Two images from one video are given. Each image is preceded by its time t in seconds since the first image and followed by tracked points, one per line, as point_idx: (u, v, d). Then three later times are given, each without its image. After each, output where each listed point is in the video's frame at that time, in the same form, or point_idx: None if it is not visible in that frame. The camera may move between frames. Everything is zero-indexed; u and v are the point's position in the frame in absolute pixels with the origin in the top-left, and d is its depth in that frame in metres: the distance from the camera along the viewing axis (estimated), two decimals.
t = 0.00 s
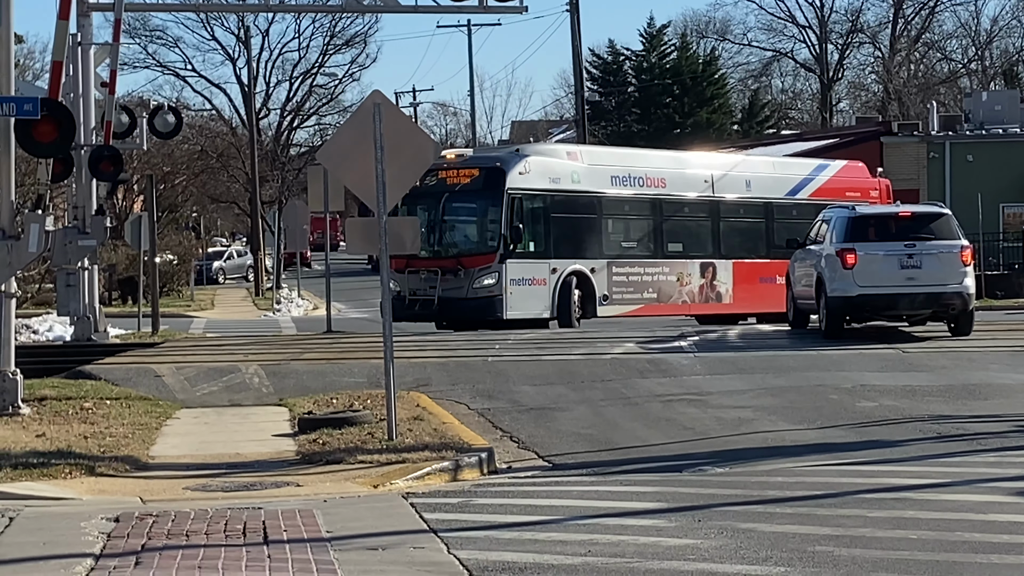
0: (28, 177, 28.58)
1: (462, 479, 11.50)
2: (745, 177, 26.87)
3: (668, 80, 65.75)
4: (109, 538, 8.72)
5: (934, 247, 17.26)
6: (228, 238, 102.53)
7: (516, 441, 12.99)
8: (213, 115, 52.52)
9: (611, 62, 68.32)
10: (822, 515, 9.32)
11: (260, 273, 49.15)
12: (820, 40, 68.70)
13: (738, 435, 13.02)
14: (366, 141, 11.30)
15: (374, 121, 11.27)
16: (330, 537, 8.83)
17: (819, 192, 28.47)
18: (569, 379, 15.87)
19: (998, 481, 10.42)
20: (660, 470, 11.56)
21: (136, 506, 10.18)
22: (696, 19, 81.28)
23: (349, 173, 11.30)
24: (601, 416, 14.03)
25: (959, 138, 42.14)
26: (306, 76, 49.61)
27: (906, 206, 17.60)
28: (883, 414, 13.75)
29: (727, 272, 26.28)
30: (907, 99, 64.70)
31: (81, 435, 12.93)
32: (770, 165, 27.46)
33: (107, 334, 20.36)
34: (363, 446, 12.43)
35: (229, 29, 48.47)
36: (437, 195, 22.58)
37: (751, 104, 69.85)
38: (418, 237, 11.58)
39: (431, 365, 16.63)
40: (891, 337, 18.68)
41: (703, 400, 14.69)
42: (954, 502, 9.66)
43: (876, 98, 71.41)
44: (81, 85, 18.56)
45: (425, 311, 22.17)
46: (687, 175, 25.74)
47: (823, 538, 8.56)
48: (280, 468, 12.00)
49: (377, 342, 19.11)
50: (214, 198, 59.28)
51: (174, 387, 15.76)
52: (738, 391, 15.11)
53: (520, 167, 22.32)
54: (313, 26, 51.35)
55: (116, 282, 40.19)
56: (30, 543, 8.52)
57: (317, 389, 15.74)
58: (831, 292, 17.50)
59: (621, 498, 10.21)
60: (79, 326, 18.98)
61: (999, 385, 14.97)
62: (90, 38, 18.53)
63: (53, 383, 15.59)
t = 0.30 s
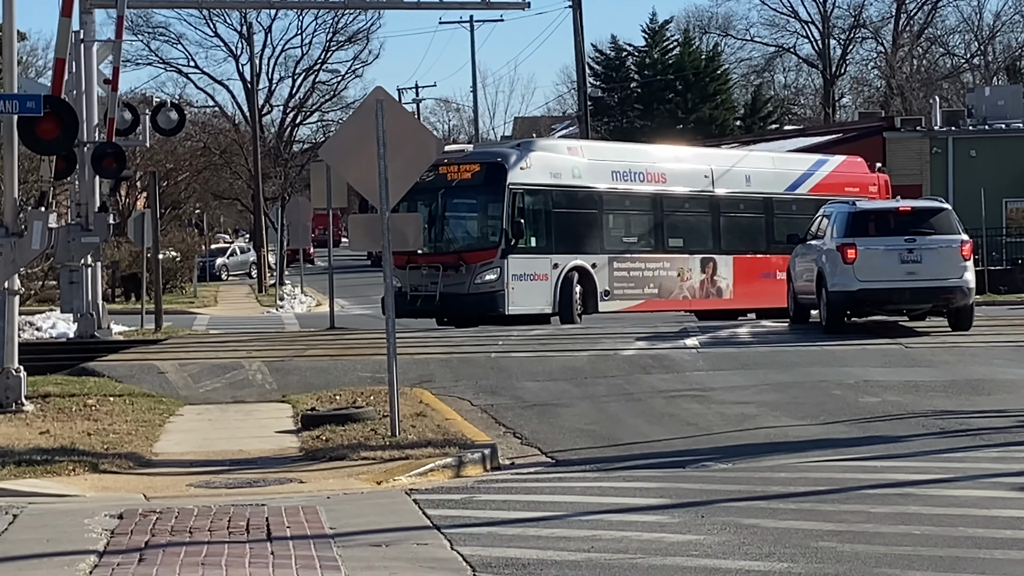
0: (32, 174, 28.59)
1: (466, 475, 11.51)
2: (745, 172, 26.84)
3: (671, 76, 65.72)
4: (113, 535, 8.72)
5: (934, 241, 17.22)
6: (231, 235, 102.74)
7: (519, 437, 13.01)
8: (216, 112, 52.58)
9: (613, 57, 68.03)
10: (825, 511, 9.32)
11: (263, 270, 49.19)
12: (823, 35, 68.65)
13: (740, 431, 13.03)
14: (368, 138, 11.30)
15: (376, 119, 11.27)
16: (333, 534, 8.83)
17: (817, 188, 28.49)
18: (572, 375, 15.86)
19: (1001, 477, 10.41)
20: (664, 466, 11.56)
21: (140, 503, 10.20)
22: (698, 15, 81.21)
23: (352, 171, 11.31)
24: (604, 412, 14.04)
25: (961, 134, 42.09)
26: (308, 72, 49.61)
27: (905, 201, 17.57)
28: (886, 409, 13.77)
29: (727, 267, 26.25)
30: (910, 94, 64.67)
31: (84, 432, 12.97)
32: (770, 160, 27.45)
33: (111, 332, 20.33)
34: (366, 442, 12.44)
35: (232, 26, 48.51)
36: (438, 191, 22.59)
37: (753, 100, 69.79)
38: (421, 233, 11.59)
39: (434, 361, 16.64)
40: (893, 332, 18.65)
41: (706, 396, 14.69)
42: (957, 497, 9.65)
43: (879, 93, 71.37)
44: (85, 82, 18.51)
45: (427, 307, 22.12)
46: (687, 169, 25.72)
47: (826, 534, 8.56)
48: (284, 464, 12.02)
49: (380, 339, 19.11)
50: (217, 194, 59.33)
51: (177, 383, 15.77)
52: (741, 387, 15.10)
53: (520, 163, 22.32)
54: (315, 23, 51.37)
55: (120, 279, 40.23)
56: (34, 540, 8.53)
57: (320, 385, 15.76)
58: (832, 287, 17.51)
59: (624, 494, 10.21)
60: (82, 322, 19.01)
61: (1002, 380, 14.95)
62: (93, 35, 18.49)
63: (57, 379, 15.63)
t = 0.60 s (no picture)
0: (38, 175, 28.62)
1: (472, 474, 11.50)
2: (746, 170, 26.82)
3: (677, 74, 65.63)
4: (119, 535, 8.72)
5: (939, 240, 17.18)
6: (238, 233, 102.93)
7: (526, 436, 12.99)
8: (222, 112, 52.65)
9: (619, 57, 68.79)
10: (832, 509, 9.29)
11: (269, 269, 49.21)
12: (829, 33, 68.61)
13: (747, 429, 13.01)
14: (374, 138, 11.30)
15: (382, 118, 11.26)
16: (340, 534, 8.83)
17: (818, 185, 28.49)
18: (578, 374, 15.85)
19: (1008, 475, 10.38)
20: (670, 464, 11.55)
21: (147, 503, 10.20)
22: (704, 14, 81.19)
23: (358, 170, 11.30)
24: (611, 411, 14.03)
25: (967, 132, 42.02)
26: (314, 72, 49.64)
27: (910, 200, 17.52)
28: (893, 408, 13.74)
29: (729, 266, 26.19)
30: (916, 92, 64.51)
31: (91, 432, 13.02)
32: (771, 158, 27.43)
33: (117, 332, 20.34)
34: (373, 442, 12.44)
35: (238, 26, 48.55)
36: (441, 189, 22.51)
37: (759, 98, 69.72)
38: (428, 232, 11.58)
39: (440, 361, 16.63)
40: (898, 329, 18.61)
41: (713, 394, 14.67)
42: (964, 495, 9.63)
43: (886, 92, 71.23)
44: (91, 83, 18.43)
45: (431, 306, 22.08)
46: (691, 166, 25.67)
47: (833, 533, 8.53)
48: (291, 464, 12.02)
49: (386, 338, 19.12)
50: (223, 194, 59.41)
51: (184, 383, 15.78)
52: (748, 386, 15.08)
53: (524, 160, 22.27)
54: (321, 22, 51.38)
55: (126, 278, 40.30)
56: (41, 540, 8.53)
57: (327, 384, 15.75)
58: (838, 285, 17.47)
59: (631, 493, 10.19)
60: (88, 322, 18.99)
61: (1009, 378, 14.91)
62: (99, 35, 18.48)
63: (64, 380, 15.65)
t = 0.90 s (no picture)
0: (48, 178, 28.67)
1: (482, 476, 11.49)
2: (749, 170, 26.82)
3: (686, 76, 65.57)
4: (130, 538, 8.73)
5: (948, 241, 17.13)
6: (248, 236, 103.13)
7: (536, 439, 12.98)
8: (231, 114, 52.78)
9: (628, 58, 68.82)
10: (842, 510, 9.27)
11: (279, 271, 49.30)
12: (837, 34, 68.50)
13: (757, 431, 12.98)
14: (383, 140, 11.31)
15: (391, 120, 11.28)
16: (350, 536, 8.82)
17: (819, 186, 28.45)
18: (588, 376, 15.82)
19: (1019, 476, 10.35)
20: (680, 466, 11.53)
21: (157, 506, 10.20)
22: (712, 15, 81.08)
23: (367, 172, 11.31)
24: (621, 413, 14.00)
25: (976, 132, 41.93)
26: (323, 74, 49.72)
27: (919, 201, 17.48)
28: (902, 409, 13.70)
29: (733, 267, 26.18)
30: (925, 93, 64.44)
31: (102, 435, 13.04)
32: (773, 159, 27.42)
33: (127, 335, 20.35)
34: (383, 444, 12.43)
35: (247, 28, 48.66)
36: (448, 191, 22.49)
37: (768, 99, 69.68)
38: (437, 235, 11.57)
39: (450, 363, 16.62)
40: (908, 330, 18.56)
41: (722, 396, 14.64)
42: (974, 496, 9.60)
43: (895, 92, 71.16)
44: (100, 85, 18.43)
45: (438, 308, 22.02)
46: (695, 167, 25.67)
47: (843, 534, 8.51)
48: (301, 466, 12.01)
49: (396, 340, 19.11)
50: (232, 196, 59.55)
51: (194, 386, 15.78)
52: (757, 387, 15.04)
53: (530, 161, 22.24)
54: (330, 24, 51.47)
55: (137, 281, 40.41)
56: (51, 543, 8.54)
57: (337, 387, 15.74)
58: (847, 286, 17.42)
59: (640, 495, 10.17)
60: (98, 325, 18.99)
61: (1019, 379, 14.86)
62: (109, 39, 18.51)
63: (74, 383, 15.65)
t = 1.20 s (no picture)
0: (60, 182, 28.70)
1: (494, 480, 11.48)
2: (753, 173, 26.80)
3: (697, 79, 65.59)
4: (142, 542, 8.73)
5: (959, 244, 17.07)
6: (260, 240, 103.29)
7: (547, 442, 12.96)
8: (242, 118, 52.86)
9: (639, 61, 68.28)
10: (854, 514, 9.23)
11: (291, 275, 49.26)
12: (849, 37, 68.33)
13: (768, 434, 12.96)
14: (395, 144, 11.30)
15: (402, 124, 11.27)
16: (361, 540, 8.81)
17: (821, 189, 28.55)
18: (600, 380, 15.80)
19: None
20: (692, 470, 11.50)
21: (169, 510, 10.21)
22: (723, 19, 80.94)
23: (378, 177, 11.30)
24: (632, 416, 13.98)
25: (989, 134, 41.77)
26: (334, 79, 49.70)
27: (930, 204, 17.43)
28: (915, 413, 13.66)
29: (737, 270, 26.25)
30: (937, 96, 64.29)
31: (114, 439, 13.07)
32: (777, 161, 27.39)
33: (139, 339, 20.37)
34: (394, 448, 12.43)
35: (258, 33, 48.67)
36: (457, 192, 22.46)
37: (780, 103, 69.51)
38: (448, 239, 11.57)
39: (462, 366, 16.61)
40: (918, 332, 18.51)
41: (734, 399, 14.60)
42: (988, 500, 9.56)
43: (907, 95, 70.93)
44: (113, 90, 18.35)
45: (447, 311, 22.03)
46: (701, 171, 25.64)
47: (856, 538, 8.47)
48: (312, 470, 12.01)
49: (407, 344, 19.10)
50: (244, 200, 59.61)
51: (205, 390, 15.79)
52: (769, 390, 15.00)
53: (540, 163, 22.17)
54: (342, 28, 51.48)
55: (149, 285, 40.46)
56: (63, 548, 8.54)
57: (348, 391, 15.74)
58: (857, 290, 17.35)
59: (652, 498, 10.14)
60: (110, 329, 19.01)
61: None
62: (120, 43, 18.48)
63: (86, 387, 15.67)
